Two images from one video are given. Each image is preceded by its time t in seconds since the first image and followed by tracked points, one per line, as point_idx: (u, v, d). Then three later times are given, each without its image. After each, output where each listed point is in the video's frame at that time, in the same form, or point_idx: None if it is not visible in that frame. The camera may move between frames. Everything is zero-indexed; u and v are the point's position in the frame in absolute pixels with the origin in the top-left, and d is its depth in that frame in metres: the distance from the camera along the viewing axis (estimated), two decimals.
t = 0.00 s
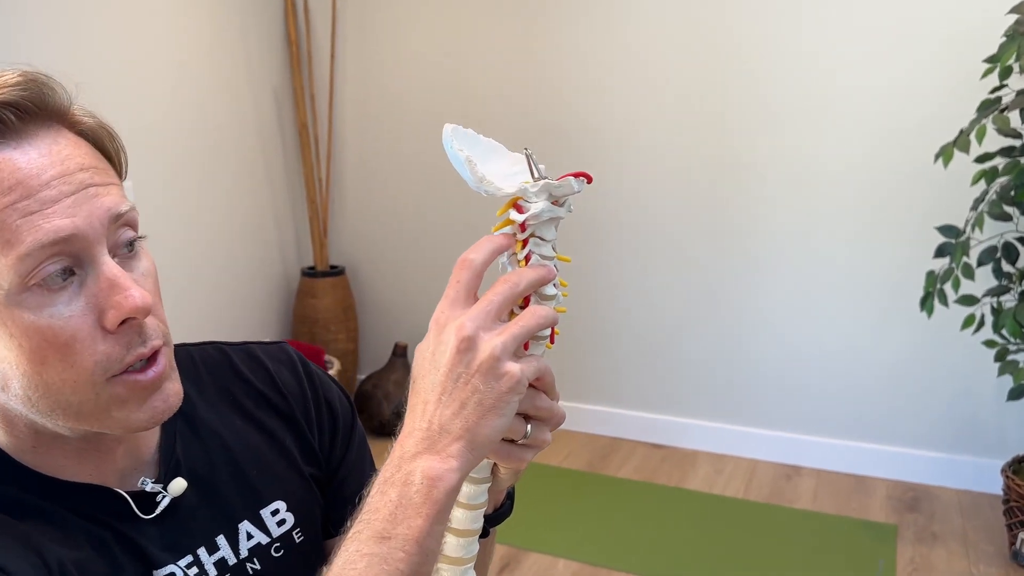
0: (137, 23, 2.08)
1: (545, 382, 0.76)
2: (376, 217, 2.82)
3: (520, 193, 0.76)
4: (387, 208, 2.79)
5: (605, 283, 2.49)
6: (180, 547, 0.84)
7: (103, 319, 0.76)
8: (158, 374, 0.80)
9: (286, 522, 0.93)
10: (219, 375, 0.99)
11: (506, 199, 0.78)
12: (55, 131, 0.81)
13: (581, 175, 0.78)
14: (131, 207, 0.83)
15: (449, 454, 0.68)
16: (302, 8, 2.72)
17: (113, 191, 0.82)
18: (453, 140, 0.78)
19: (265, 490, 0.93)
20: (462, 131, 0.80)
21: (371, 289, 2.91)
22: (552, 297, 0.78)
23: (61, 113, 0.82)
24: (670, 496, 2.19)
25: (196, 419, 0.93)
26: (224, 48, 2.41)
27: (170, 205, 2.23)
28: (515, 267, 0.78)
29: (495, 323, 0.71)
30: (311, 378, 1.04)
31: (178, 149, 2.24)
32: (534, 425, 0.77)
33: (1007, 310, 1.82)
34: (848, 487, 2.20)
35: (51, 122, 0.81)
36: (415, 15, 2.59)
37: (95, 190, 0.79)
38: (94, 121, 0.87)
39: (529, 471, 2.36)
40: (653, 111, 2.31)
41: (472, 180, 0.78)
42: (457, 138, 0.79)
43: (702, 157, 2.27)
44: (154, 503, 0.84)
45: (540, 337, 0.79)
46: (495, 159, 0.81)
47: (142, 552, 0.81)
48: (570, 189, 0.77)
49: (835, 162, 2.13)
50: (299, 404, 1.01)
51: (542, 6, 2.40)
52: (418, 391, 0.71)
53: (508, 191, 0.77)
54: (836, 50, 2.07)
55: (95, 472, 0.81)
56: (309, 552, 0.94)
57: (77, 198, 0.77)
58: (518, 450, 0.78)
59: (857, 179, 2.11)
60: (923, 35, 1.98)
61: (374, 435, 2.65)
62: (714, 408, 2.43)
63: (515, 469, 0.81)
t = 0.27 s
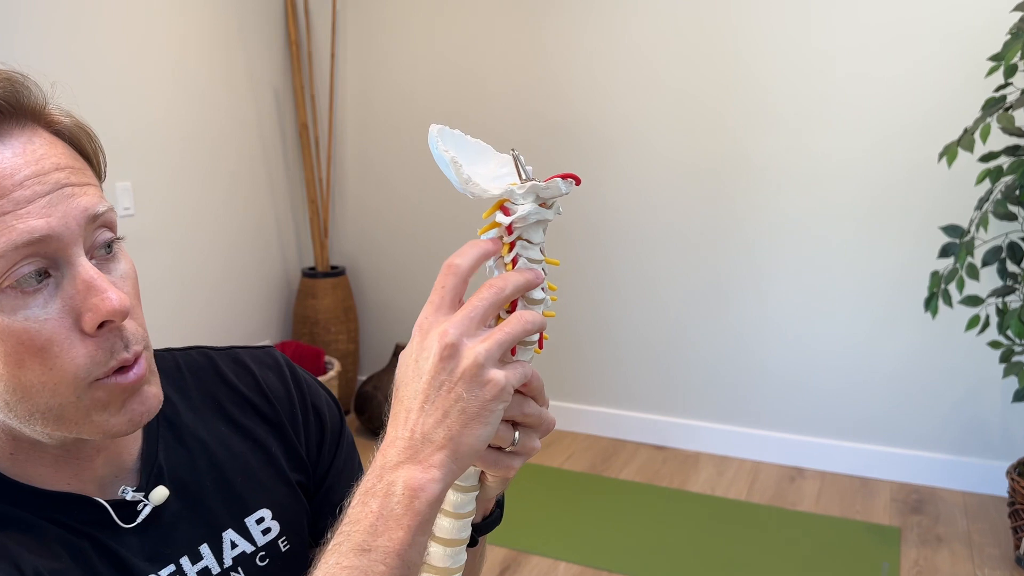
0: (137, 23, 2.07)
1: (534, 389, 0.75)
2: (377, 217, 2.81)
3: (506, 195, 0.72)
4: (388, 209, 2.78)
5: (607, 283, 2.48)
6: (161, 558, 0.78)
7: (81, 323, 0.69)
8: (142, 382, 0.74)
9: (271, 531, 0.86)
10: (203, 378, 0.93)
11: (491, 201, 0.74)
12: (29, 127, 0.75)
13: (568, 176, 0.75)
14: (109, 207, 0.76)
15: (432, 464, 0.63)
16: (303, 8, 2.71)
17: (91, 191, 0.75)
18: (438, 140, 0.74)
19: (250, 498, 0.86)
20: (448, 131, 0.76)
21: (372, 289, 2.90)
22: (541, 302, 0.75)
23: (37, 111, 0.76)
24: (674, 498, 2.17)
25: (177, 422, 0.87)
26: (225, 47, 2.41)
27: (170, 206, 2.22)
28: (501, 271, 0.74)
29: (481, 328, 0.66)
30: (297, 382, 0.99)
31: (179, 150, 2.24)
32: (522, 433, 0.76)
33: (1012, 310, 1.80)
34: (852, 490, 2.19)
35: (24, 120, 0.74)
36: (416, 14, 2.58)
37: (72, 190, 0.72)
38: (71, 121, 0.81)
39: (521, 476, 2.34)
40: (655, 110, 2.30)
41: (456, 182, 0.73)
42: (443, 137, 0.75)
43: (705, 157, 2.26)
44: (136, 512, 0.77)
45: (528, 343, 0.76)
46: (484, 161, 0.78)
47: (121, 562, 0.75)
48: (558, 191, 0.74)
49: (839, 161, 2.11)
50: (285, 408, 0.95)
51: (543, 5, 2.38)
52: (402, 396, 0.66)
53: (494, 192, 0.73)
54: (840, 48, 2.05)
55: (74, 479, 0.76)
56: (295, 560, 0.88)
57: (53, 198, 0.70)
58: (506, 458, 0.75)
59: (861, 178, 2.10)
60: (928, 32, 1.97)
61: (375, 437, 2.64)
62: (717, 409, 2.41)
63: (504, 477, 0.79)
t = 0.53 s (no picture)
0: (137, 23, 2.07)
1: (527, 395, 0.74)
2: (378, 217, 2.80)
3: (498, 198, 0.71)
4: (389, 209, 2.78)
5: (608, 284, 2.47)
6: (150, 566, 0.77)
7: (65, 328, 0.68)
8: (127, 388, 0.73)
9: (263, 538, 0.85)
10: (195, 383, 0.92)
11: (483, 205, 0.73)
12: (16, 130, 0.74)
13: (562, 179, 0.73)
14: (96, 211, 0.76)
15: (421, 471, 0.62)
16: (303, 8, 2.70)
17: (79, 195, 0.74)
18: (430, 144, 0.73)
19: (241, 504, 0.85)
20: (441, 134, 0.75)
21: (373, 290, 2.89)
22: (534, 307, 0.75)
23: (26, 115, 0.76)
24: (676, 500, 2.16)
25: (168, 428, 0.86)
26: (225, 48, 2.40)
27: (170, 207, 2.22)
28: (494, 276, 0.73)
29: (472, 334, 0.65)
30: (289, 388, 0.98)
31: (179, 150, 2.24)
32: (515, 439, 0.75)
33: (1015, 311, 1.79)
34: (855, 491, 2.17)
35: (11, 123, 0.74)
36: (416, 14, 2.57)
37: (59, 193, 0.72)
38: (61, 124, 0.80)
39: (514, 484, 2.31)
40: (656, 110, 2.29)
41: (448, 185, 0.72)
42: (434, 141, 0.74)
43: (706, 157, 2.25)
44: (124, 520, 0.76)
45: (521, 349, 0.75)
46: (477, 164, 0.77)
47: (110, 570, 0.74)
48: (551, 195, 0.72)
49: (841, 161, 2.10)
50: (277, 414, 0.95)
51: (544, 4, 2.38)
52: (390, 404, 0.65)
53: (485, 197, 0.71)
54: (841, 47, 2.04)
55: (61, 486, 0.75)
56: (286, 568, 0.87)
57: (39, 201, 0.69)
58: (499, 465, 0.75)
59: (863, 178, 2.09)
60: (930, 31, 1.95)
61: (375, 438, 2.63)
62: (718, 410, 2.40)
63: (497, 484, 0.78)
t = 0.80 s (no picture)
0: (137, 22, 2.07)
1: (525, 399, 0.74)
2: (379, 217, 2.80)
3: (496, 200, 0.70)
4: (390, 210, 2.77)
5: (609, 284, 2.46)
6: (143, 571, 0.76)
7: (57, 330, 0.68)
8: (119, 391, 0.73)
9: (257, 544, 0.85)
10: (189, 388, 0.92)
11: (481, 207, 0.72)
12: (10, 131, 0.74)
13: (561, 180, 0.72)
14: (90, 213, 0.75)
15: (414, 479, 0.61)
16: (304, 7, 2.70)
17: (72, 196, 0.74)
18: (427, 144, 0.72)
19: (235, 510, 0.85)
20: (438, 135, 0.73)
21: (374, 291, 2.89)
22: (532, 310, 0.74)
23: (20, 115, 0.75)
24: (678, 501, 2.15)
25: (161, 433, 0.85)
26: (226, 48, 2.40)
27: (171, 207, 2.22)
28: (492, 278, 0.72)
29: (468, 337, 0.65)
30: (285, 392, 0.98)
31: (179, 151, 2.24)
32: (513, 444, 0.74)
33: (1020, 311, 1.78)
34: (859, 493, 2.16)
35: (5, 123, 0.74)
36: (417, 14, 2.57)
37: (51, 194, 0.71)
38: (56, 124, 0.80)
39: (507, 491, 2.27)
40: (658, 109, 2.28)
41: (445, 186, 0.71)
42: (432, 142, 0.73)
43: (708, 156, 2.24)
44: (117, 525, 0.76)
45: (520, 353, 0.74)
46: (476, 164, 0.76)
47: None
48: (549, 197, 0.72)
49: (844, 161, 2.09)
50: (273, 419, 0.94)
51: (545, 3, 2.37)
52: (384, 409, 0.65)
53: (483, 198, 0.70)
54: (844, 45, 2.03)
55: (54, 490, 0.74)
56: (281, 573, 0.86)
57: (31, 201, 0.69)
58: (496, 470, 0.74)
59: (866, 177, 2.07)
60: (934, 29, 1.94)
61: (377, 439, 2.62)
62: (721, 411, 2.39)
63: (495, 489, 0.77)
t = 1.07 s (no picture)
0: (138, 23, 2.07)
1: (525, 403, 0.73)
2: (380, 218, 2.80)
3: (495, 202, 0.70)
4: (391, 210, 2.77)
5: (611, 285, 2.45)
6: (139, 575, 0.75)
7: (49, 331, 0.67)
8: (113, 393, 0.72)
9: (254, 549, 0.84)
10: (187, 391, 0.91)
11: (480, 209, 0.72)
12: (4, 132, 0.74)
13: (560, 183, 0.72)
14: (85, 214, 0.75)
15: (412, 485, 0.61)
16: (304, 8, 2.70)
17: (66, 197, 0.74)
18: (425, 146, 0.72)
19: (233, 515, 0.85)
20: (436, 137, 0.73)
21: (376, 292, 2.88)
22: (531, 314, 0.73)
23: (13, 116, 0.75)
24: (680, 502, 2.14)
25: (158, 437, 0.85)
26: (227, 48, 2.40)
27: (172, 208, 2.22)
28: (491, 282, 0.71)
29: (467, 342, 0.64)
30: (284, 395, 0.97)
31: (181, 151, 2.24)
32: (513, 449, 0.74)
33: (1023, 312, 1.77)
34: (862, 494, 2.15)
35: None
36: (418, 14, 2.57)
37: (45, 195, 0.71)
38: (49, 125, 0.79)
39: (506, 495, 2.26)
40: (659, 109, 2.27)
41: (443, 188, 0.71)
42: (430, 144, 0.72)
43: (710, 156, 2.23)
44: (112, 529, 0.75)
45: (519, 356, 0.74)
46: (474, 166, 0.76)
47: None
48: (549, 199, 0.71)
49: (846, 161, 2.08)
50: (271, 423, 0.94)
51: (546, 3, 2.36)
52: (382, 414, 0.64)
53: (483, 201, 0.70)
54: (846, 44, 2.03)
55: (49, 493, 0.74)
56: None
57: (24, 202, 0.68)
58: (496, 475, 0.74)
59: (869, 177, 2.07)
60: (936, 29, 1.94)
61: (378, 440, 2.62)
62: (723, 412, 2.39)
63: (494, 495, 0.76)
